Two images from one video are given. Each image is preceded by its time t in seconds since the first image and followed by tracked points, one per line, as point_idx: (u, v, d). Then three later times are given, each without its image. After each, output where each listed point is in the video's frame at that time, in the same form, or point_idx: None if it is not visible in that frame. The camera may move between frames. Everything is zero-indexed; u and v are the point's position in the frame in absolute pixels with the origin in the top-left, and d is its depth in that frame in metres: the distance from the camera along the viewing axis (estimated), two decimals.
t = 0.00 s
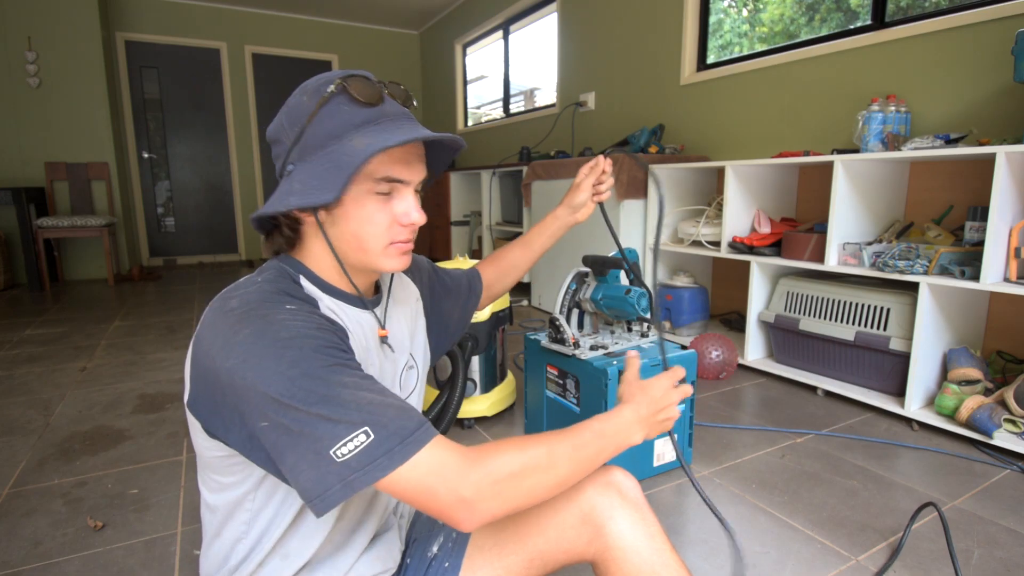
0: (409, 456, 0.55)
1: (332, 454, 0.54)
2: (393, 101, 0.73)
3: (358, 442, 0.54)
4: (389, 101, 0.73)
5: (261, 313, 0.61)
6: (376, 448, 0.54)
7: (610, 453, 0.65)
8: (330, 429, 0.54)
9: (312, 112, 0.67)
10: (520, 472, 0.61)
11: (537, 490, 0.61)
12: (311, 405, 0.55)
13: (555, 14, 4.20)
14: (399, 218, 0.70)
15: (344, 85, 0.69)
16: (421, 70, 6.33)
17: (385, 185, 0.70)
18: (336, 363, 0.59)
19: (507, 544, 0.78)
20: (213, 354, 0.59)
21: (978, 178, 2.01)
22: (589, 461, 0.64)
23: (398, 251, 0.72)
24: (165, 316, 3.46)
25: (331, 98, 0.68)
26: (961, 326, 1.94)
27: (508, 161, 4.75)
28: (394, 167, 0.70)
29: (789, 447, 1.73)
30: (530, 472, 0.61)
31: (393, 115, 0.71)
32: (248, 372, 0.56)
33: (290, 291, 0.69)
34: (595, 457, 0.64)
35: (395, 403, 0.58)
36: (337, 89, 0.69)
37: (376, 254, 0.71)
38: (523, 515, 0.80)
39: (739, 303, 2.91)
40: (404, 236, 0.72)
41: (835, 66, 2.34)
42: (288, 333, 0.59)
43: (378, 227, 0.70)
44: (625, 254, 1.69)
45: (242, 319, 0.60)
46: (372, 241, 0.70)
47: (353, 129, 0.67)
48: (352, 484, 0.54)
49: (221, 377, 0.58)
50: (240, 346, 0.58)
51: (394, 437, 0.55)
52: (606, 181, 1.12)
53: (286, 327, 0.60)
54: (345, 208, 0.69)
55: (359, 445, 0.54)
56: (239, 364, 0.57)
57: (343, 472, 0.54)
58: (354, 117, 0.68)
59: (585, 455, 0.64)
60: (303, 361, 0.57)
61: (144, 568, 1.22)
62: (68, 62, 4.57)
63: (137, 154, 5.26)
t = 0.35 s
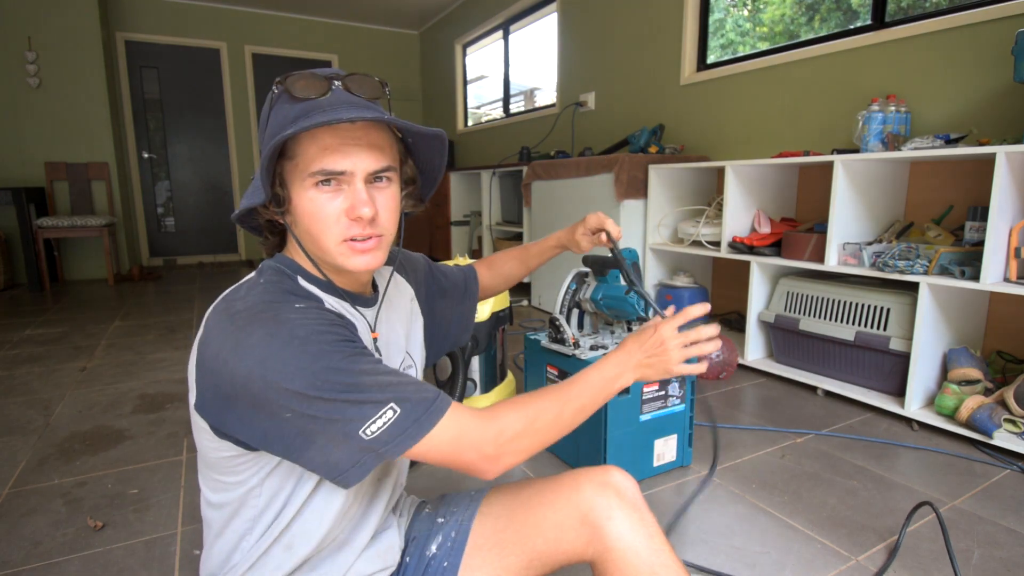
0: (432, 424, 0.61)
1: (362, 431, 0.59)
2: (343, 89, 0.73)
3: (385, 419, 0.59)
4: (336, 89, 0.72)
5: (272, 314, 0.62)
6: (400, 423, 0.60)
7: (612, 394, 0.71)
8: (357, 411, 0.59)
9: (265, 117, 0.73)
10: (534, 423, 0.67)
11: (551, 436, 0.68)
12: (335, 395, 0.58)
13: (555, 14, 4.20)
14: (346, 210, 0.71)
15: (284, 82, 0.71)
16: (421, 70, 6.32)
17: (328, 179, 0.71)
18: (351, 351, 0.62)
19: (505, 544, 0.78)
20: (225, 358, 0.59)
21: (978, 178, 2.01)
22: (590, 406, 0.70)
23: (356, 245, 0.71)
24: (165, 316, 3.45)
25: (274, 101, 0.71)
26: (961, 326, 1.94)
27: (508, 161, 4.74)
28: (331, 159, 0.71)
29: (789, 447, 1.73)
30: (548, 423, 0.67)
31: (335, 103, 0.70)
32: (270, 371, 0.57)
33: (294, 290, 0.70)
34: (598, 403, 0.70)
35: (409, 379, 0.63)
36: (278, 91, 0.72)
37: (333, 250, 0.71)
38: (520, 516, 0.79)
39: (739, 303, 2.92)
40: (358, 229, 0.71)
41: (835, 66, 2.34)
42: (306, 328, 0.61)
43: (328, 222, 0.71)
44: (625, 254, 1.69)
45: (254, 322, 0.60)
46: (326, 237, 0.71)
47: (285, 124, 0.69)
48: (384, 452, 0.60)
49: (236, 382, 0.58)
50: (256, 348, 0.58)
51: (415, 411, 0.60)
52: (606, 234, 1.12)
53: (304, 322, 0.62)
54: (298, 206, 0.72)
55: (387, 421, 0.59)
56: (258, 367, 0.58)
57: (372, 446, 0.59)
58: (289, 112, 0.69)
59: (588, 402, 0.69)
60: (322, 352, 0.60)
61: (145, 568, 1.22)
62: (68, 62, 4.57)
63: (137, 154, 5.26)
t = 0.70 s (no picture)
0: (383, 470, 0.54)
1: (310, 462, 0.53)
2: (364, 93, 0.73)
3: (334, 451, 0.53)
4: (357, 92, 0.73)
5: (251, 316, 0.61)
6: (353, 460, 0.54)
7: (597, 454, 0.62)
8: (311, 438, 0.54)
9: (283, 112, 0.73)
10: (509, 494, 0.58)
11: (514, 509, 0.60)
12: (292, 412, 0.54)
13: (555, 14, 4.20)
14: (352, 210, 0.70)
15: (305, 80, 0.71)
16: (421, 70, 6.32)
17: (338, 178, 0.71)
18: (322, 369, 0.58)
19: (505, 544, 0.78)
20: (204, 352, 0.59)
21: (978, 178, 2.01)
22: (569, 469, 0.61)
23: (359, 246, 0.71)
24: (165, 316, 3.46)
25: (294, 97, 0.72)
26: (961, 326, 1.94)
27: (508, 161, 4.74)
28: (343, 159, 0.70)
29: (789, 447, 1.73)
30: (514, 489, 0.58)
31: (353, 105, 0.70)
32: (231, 376, 0.56)
33: (285, 292, 0.69)
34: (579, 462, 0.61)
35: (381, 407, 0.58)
36: (299, 88, 0.72)
37: (336, 250, 0.71)
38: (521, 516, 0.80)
39: (739, 303, 2.92)
40: (363, 231, 0.71)
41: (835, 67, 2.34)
42: (276, 337, 0.59)
43: (335, 222, 0.71)
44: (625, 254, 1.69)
45: (232, 321, 0.60)
46: (330, 235, 0.71)
47: (300, 121, 0.69)
48: (327, 495, 0.53)
49: (207, 380, 0.58)
50: (225, 350, 0.57)
51: (372, 448, 0.54)
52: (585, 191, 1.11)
53: (275, 329, 0.60)
54: (307, 203, 0.73)
55: (335, 455, 0.53)
56: (226, 366, 0.56)
57: (316, 484, 0.53)
58: (306, 109, 0.70)
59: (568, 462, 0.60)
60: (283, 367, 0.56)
61: (145, 568, 1.22)
62: (68, 62, 4.57)
63: (137, 154, 5.27)
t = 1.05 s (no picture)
0: (376, 473, 0.54)
1: (304, 464, 0.54)
2: (376, 98, 0.73)
3: (327, 457, 0.54)
4: (369, 96, 0.73)
5: (248, 315, 0.60)
6: (342, 464, 0.54)
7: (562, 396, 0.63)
8: (304, 442, 0.54)
9: (293, 115, 0.73)
10: (490, 467, 0.58)
11: (499, 487, 0.60)
12: (283, 416, 0.54)
13: (555, 14, 4.20)
14: (357, 219, 0.70)
15: (317, 83, 0.71)
16: (420, 70, 6.32)
17: (344, 185, 0.71)
18: (317, 370, 0.58)
19: (505, 545, 0.78)
20: (197, 352, 0.59)
21: (978, 178, 2.01)
22: (538, 424, 0.61)
23: (362, 255, 0.71)
24: (165, 316, 3.45)
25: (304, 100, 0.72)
26: (961, 326, 1.94)
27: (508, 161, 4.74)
28: (350, 166, 0.70)
29: (789, 447, 1.73)
30: (491, 461, 0.58)
31: (363, 112, 0.70)
32: (224, 379, 0.56)
33: (282, 294, 0.69)
34: (547, 412, 0.62)
35: (377, 410, 0.57)
36: (310, 91, 0.72)
37: (338, 258, 0.71)
38: (521, 516, 0.79)
39: (739, 303, 2.92)
40: (367, 240, 0.71)
41: (834, 67, 2.34)
42: (268, 338, 0.58)
43: (339, 229, 0.71)
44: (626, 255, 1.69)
45: (227, 320, 0.60)
46: (334, 243, 0.71)
47: (309, 125, 0.69)
48: (325, 495, 0.54)
49: (202, 380, 0.58)
50: (217, 351, 0.57)
51: (362, 453, 0.54)
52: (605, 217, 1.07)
53: (269, 329, 0.59)
54: (313, 208, 0.73)
55: (328, 460, 0.54)
56: (218, 367, 0.56)
57: (314, 485, 0.54)
58: (316, 114, 0.69)
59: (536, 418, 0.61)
60: (275, 369, 0.56)
61: (145, 568, 1.22)
62: (67, 62, 4.57)
63: (137, 154, 5.27)
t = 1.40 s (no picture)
0: (379, 481, 0.54)
1: (303, 473, 0.54)
2: (386, 101, 0.73)
3: (328, 464, 0.54)
4: (379, 100, 0.72)
5: (251, 319, 0.60)
6: (341, 473, 0.54)
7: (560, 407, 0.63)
8: (303, 450, 0.54)
9: (302, 117, 0.74)
10: (491, 472, 0.58)
11: (497, 495, 0.60)
12: (286, 421, 0.54)
13: (555, 14, 4.20)
14: (364, 222, 0.71)
15: (326, 85, 0.71)
16: (421, 70, 6.32)
17: (352, 188, 0.71)
18: (318, 378, 0.58)
19: (507, 545, 0.78)
20: (200, 355, 0.58)
21: (978, 178, 2.01)
22: (539, 433, 0.61)
23: (368, 258, 0.71)
24: (166, 316, 3.45)
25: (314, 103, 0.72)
26: (961, 327, 1.94)
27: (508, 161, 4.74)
28: (358, 169, 0.71)
29: (789, 447, 1.73)
30: (493, 467, 0.58)
31: (372, 115, 0.70)
32: (227, 384, 0.56)
33: (286, 297, 0.69)
34: (547, 420, 0.62)
35: (377, 419, 0.57)
36: (319, 93, 0.72)
37: (344, 260, 0.71)
38: (523, 516, 0.79)
39: (739, 303, 2.92)
40: (372, 243, 0.71)
41: (834, 67, 2.35)
42: (270, 343, 0.58)
43: (345, 231, 0.71)
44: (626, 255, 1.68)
45: (231, 323, 0.60)
46: (340, 245, 0.71)
47: (318, 127, 0.69)
48: (323, 503, 0.54)
49: (204, 383, 0.58)
50: (221, 355, 0.57)
51: (363, 461, 0.54)
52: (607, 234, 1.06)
53: (272, 334, 0.59)
54: (319, 210, 0.73)
55: (328, 467, 0.54)
56: (220, 370, 0.56)
57: (310, 494, 0.54)
58: (325, 116, 0.70)
59: (538, 425, 0.61)
60: (279, 375, 0.56)
61: (145, 568, 1.22)
62: (67, 62, 4.57)
63: (137, 154, 5.27)
